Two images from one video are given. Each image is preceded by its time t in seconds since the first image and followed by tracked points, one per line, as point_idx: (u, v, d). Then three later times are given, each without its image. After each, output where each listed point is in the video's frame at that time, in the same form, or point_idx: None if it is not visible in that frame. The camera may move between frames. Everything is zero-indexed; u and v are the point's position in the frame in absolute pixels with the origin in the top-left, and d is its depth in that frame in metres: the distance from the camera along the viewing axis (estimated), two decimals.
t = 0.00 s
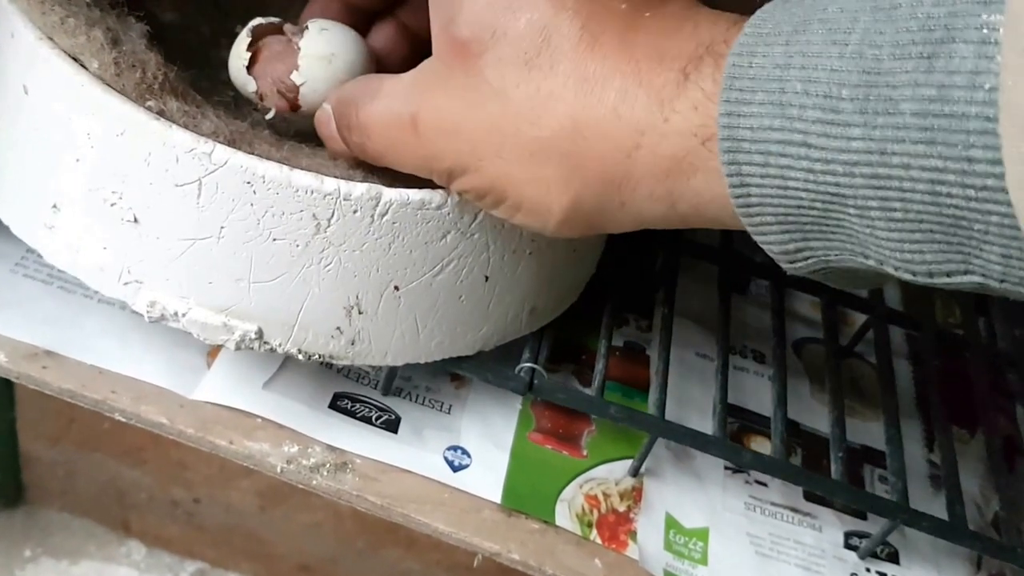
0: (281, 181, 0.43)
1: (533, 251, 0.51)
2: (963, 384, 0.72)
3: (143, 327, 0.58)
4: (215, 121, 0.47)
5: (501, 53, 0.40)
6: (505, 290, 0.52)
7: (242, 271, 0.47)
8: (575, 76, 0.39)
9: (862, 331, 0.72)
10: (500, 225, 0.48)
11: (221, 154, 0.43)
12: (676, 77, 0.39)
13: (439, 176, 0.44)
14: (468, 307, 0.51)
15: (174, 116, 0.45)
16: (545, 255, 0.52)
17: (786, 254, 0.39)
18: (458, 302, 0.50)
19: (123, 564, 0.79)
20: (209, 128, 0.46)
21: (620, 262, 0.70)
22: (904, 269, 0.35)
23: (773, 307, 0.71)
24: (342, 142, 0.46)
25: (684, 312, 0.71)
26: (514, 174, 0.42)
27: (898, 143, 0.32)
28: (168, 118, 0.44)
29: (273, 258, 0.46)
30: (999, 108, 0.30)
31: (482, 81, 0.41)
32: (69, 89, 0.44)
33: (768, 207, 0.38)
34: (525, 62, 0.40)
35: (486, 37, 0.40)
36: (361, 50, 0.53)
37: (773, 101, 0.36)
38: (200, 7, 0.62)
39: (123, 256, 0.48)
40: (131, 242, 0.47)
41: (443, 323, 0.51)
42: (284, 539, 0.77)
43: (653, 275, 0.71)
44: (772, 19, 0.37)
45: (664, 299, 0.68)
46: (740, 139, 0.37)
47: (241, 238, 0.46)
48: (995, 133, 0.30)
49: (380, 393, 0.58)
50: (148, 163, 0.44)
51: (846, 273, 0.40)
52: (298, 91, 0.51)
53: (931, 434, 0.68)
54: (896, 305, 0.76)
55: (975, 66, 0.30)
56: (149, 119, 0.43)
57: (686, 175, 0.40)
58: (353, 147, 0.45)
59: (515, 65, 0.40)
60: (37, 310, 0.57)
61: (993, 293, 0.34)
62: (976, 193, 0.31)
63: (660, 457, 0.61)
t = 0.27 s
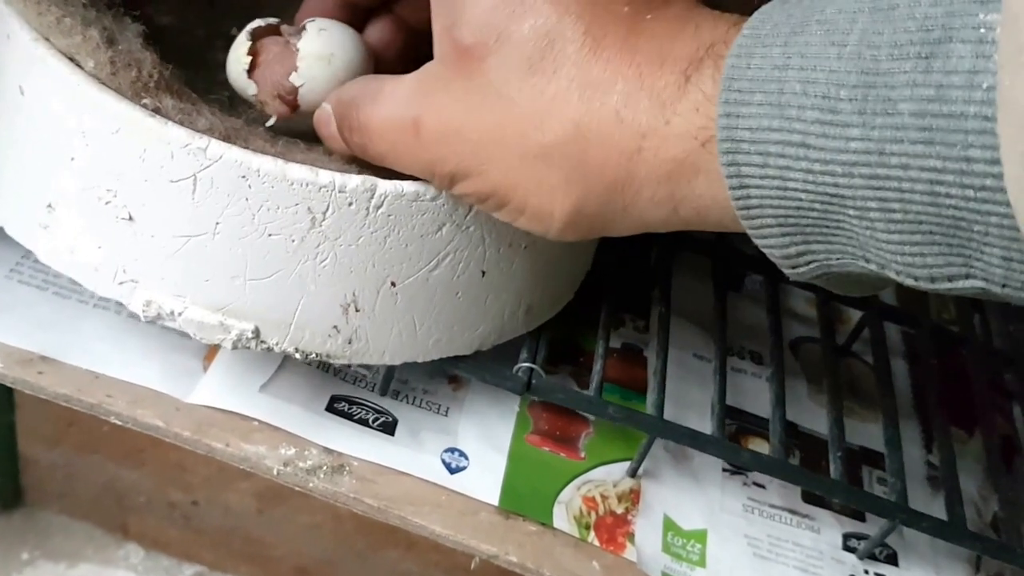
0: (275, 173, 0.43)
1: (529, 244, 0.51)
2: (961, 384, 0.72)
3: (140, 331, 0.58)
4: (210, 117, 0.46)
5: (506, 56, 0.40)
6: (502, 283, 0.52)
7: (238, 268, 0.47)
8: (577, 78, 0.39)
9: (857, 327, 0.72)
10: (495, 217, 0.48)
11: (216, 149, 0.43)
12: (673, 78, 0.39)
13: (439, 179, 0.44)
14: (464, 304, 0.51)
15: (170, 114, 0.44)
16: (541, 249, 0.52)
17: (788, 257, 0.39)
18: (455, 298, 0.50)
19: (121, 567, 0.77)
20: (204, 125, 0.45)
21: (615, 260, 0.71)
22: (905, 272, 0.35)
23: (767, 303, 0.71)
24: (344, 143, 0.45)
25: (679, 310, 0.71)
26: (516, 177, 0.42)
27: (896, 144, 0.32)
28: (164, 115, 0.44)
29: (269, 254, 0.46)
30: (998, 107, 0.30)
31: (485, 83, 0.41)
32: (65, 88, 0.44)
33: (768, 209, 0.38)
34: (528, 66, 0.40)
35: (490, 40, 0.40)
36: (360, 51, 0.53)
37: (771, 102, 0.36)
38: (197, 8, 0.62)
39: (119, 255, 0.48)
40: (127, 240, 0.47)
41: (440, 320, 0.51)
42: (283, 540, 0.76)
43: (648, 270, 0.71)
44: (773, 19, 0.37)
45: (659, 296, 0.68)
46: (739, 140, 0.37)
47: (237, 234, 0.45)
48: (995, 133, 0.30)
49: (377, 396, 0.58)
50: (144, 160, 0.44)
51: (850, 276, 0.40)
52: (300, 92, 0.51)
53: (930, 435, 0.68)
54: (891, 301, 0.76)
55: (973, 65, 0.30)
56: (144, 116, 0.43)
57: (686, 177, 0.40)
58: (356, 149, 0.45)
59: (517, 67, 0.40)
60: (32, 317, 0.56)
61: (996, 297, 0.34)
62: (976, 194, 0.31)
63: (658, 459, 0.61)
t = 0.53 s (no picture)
0: (269, 178, 0.43)
1: (526, 246, 0.51)
2: (959, 383, 0.72)
3: (138, 331, 0.58)
4: (204, 119, 0.46)
5: (507, 54, 0.40)
6: (499, 287, 0.52)
7: (234, 274, 0.47)
8: (578, 76, 0.39)
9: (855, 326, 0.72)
10: (490, 220, 0.48)
11: (210, 154, 0.43)
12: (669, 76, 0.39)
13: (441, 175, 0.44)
14: (461, 308, 0.51)
15: (164, 117, 0.44)
16: (538, 250, 0.52)
17: (787, 256, 0.39)
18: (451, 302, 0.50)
19: (119, 570, 0.77)
20: (200, 127, 0.45)
21: (614, 259, 0.71)
22: (904, 271, 0.35)
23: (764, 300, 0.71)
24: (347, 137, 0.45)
25: (678, 310, 0.70)
26: (517, 176, 0.42)
27: (894, 142, 0.32)
28: (159, 119, 0.44)
29: (265, 260, 0.46)
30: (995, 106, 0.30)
31: (489, 78, 0.41)
32: (60, 91, 0.43)
33: (767, 209, 0.38)
34: (529, 65, 0.40)
35: (492, 37, 0.40)
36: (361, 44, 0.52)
37: (769, 101, 0.36)
38: (193, 7, 0.62)
39: (115, 259, 0.48)
40: (123, 245, 0.47)
41: (437, 324, 0.51)
42: (282, 541, 0.76)
43: (646, 269, 0.71)
44: (771, 17, 0.37)
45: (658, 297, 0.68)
46: (737, 139, 0.37)
47: (232, 239, 0.45)
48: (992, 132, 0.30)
49: (375, 397, 0.58)
50: (138, 163, 0.44)
51: (849, 275, 0.40)
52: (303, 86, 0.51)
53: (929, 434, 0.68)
54: (889, 300, 0.76)
55: (970, 64, 0.30)
56: (138, 119, 0.43)
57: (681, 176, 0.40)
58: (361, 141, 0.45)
59: (519, 65, 0.40)
60: (31, 315, 0.56)
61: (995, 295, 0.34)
62: (975, 192, 0.31)
63: (657, 459, 0.61)
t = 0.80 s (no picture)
0: (269, 177, 0.43)
1: (525, 245, 0.51)
2: (958, 377, 0.72)
3: (137, 332, 0.57)
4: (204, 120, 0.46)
5: (503, 52, 0.40)
6: (498, 285, 0.52)
7: (233, 273, 0.47)
8: (574, 73, 0.39)
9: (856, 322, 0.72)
10: (490, 220, 0.48)
11: (209, 153, 0.43)
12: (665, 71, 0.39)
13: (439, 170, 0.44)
14: (461, 306, 0.51)
15: (161, 116, 0.44)
16: (537, 248, 0.52)
17: (785, 250, 0.39)
18: (451, 300, 0.50)
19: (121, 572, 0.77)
20: (198, 127, 0.45)
21: (613, 258, 0.71)
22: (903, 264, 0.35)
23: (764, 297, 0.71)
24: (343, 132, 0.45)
25: (678, 308, 0.71)
26: (514, 174, 0.42)
27: (893, 136, 0.33)
28: (156, 118, 0.44)
29: (264, 259, 0.46)
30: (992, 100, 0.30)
31: (485, 77, 0.41)
32: (57, 91, 0.43)
33: (765, 203, 0.38)
34: (524, 63, 0.40)
35: (488, 33, 0.40)
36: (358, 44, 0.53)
37: (767, 96, 0.36)
38: (188, 8, 0.62)
39: (113, 260, 0.48)
40: (121, 246, 0.47)
41: (436, 322, 0.51)
42: (282, 543, 0.76)
43: (646, 267, 0.71)
44: (767, 12, 0.37)
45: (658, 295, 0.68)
46: (735, 134, 0.37)
47: (231, 239, 0.45)
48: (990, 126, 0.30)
49: (375, 396, 0.58)
50: (136, 163, 0.44)
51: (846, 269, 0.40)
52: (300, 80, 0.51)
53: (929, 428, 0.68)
54: (889, 296, 0.77)
55: (967, 59, 0.30)
56: (136, 119, 0.43)
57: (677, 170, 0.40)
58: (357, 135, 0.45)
59: (515, 62, 0.40)
60: (29, 318, 0.56)
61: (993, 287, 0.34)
62: (973, 185, 0.31)
63: (657, 456, 0.61)
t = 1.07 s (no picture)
0: (270, 178, 0.43)
1: (528, 245, 0.51)
2: (960, 370, 0.72)
3: (136, 334, 0.57)
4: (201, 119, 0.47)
5: (495, 52, 0.40)
6: (500, 283, 0.52)
7: (233, 273, 0.47)
8: (568, 73, 0.39)
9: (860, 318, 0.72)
10: (492, 220, 0.48)
11: (209, 153, 0.43)
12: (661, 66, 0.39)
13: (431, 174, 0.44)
14: (462, 305, 0.51)
15: (160, 117, 0.45)
16: (540, 248, 0.52)
17: (783, 240, 0.39)
18: (453, 299, 0.50)
19: None
20: (198, 128, 0.46)
21: (615, 257, 0.71)
22: (899, 251, 0.35)
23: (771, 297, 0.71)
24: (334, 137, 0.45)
25: (680, 306, 0.71)
26: (506, 175, 0.42)
27: (890, 127, 0.33)
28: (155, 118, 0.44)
29: (265, 259, 0.46)
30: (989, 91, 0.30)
31: (476, 79, 0.41)
32: (54, 93, 0.43)
33: (762, 195, 0.38)
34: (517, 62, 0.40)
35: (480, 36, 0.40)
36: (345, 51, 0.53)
37: (765, 89, 0.36)
38: (185, 10, 0.62)
39: (113, 260, 0.48)
40: (121, 246, 0.47)
41: (437, 321, 0.51)
42: (284, 546, 0.76)
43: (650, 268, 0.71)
44: (764, 7, 0.37)
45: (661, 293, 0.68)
46: (733, 127, 0.37)
47: (232, 239, 0.45)
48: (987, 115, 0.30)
49: (376, 395, 0.58)
50: (135, 163, 0.44)
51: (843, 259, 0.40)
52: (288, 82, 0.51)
53: (931, 420, 0.68)
54: (894, 293, 0.77)
55: (965, 49, 0.30)
56: (135, 120, 0.43)
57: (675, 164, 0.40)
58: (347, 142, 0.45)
59: (508, 63, 0.40)
60: (28, 321, 0.56)
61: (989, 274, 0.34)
62: (970, 174, 0.31)
63: (660, 451, 0.61)
